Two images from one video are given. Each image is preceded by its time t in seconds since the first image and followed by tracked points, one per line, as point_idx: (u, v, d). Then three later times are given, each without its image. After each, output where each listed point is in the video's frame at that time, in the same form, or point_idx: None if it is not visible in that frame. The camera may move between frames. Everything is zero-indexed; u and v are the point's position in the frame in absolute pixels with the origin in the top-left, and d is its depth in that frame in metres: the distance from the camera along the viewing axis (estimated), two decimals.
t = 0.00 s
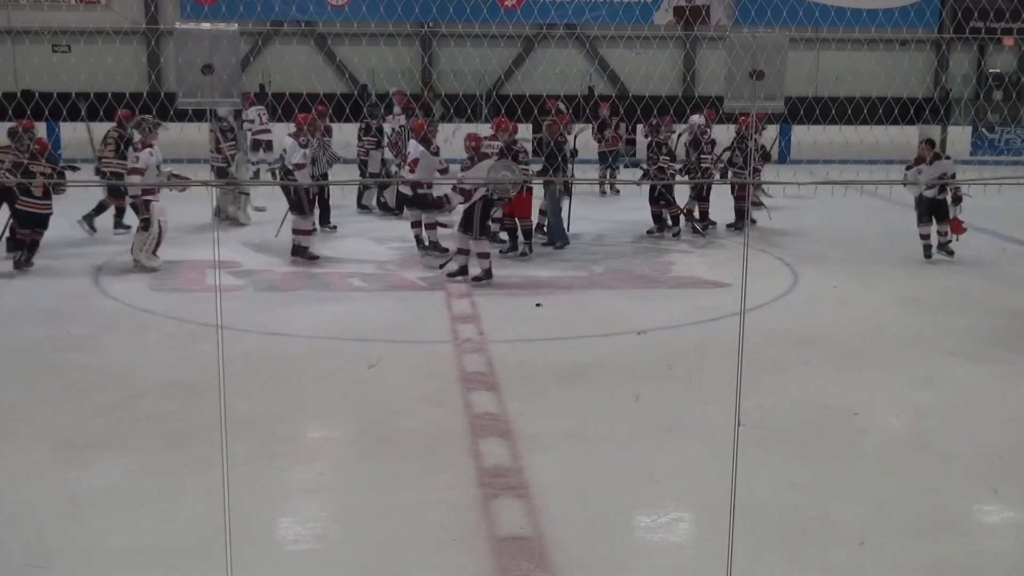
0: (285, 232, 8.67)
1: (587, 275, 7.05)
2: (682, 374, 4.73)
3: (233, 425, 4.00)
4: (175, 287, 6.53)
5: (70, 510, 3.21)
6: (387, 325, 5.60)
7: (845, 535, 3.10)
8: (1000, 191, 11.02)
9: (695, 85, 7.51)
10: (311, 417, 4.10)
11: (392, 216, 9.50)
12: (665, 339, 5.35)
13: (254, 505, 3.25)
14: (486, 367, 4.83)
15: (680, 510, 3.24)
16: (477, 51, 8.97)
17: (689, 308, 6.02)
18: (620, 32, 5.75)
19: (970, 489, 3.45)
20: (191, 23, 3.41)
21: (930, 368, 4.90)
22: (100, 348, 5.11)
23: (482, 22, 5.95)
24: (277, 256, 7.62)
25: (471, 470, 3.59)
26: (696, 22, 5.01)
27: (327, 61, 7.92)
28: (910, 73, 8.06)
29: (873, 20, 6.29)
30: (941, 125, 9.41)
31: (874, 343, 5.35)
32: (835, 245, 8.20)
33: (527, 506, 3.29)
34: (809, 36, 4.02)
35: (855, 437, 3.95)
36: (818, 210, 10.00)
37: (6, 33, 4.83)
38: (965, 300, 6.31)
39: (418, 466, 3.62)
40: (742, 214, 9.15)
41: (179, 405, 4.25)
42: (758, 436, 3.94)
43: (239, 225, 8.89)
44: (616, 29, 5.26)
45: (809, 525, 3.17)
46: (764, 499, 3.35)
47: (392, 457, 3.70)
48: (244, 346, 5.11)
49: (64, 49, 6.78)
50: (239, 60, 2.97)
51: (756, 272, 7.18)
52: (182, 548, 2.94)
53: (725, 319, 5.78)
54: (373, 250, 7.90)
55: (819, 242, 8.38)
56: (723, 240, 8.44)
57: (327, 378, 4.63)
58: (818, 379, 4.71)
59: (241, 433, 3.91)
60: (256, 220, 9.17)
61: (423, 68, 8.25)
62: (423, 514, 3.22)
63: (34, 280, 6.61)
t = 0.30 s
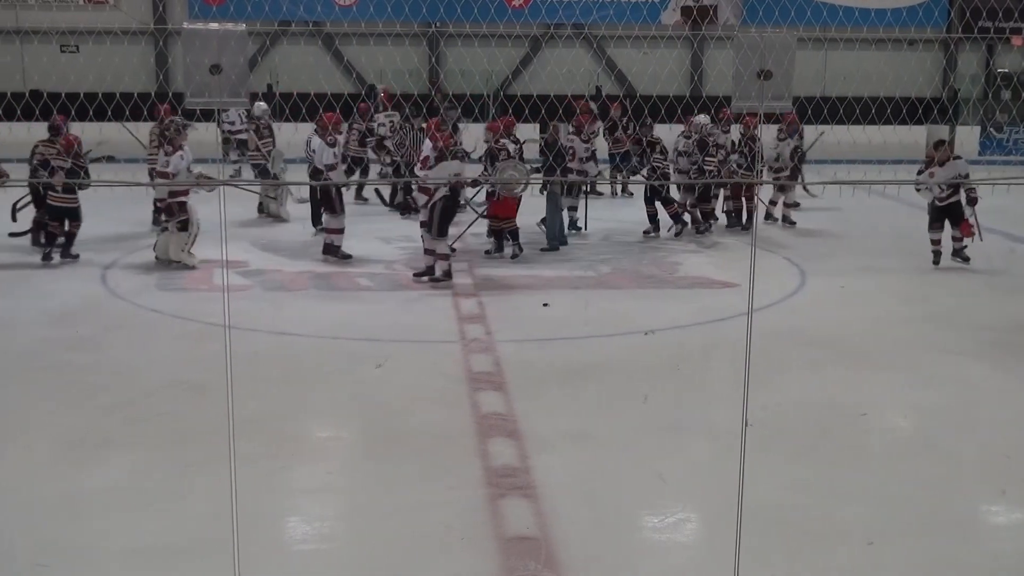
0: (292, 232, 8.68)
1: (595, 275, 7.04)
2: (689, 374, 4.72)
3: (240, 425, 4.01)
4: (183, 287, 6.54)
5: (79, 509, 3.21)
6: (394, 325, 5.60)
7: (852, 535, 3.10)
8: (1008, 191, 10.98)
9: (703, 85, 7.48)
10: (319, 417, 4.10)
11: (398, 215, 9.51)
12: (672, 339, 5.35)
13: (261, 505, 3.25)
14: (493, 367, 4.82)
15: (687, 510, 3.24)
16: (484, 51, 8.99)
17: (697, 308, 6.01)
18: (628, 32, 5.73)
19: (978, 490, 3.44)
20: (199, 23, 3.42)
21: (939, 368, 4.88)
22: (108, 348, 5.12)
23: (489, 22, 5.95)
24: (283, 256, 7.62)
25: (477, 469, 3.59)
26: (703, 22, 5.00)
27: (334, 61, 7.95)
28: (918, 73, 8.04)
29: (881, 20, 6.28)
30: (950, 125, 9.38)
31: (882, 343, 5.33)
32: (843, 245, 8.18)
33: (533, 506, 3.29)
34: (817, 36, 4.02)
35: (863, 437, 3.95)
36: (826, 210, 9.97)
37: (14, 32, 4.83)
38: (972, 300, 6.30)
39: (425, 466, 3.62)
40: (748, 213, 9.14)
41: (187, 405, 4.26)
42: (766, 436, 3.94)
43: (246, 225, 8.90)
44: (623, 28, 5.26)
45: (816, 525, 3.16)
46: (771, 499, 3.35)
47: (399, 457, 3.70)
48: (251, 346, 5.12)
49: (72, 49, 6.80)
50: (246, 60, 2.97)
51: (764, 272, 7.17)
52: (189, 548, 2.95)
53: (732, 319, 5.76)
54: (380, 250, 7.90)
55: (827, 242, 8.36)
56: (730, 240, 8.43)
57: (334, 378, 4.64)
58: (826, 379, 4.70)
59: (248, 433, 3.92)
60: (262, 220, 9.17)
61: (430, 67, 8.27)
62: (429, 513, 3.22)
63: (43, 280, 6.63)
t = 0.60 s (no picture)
0: (297, 232, 8.68)
1: (600, 275, 7.03)
2: (694, 374, 4.71)
3: (245, 425, 4.01)
4: (188, 287, 6.54)
5: (84, 508, 3.22)
6: (399, 324, 5.60)
7: (857, 535, 3.09)
8: (1015, 191, 10.94)
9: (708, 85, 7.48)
10: (324, 417, 4.11)
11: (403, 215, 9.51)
12: (677, 340, 5.34)
13: (266, 505, 3.25)
14: (498, 367, 4.82)
15: (692, 510, 3.24)
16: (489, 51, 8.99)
17: (702, 308, 6.00)
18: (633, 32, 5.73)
19: (983, 490, 3.43)
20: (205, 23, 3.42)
21: (945, 368, 4.87)
22: (114, 347, 5.13)
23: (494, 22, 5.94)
24: (288, 256, 7.63)
25: (482, 469, 3.59)
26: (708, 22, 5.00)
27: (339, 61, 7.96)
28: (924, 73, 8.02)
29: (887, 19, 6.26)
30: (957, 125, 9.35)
31: (887, 343, 5.32)
32: (849, 246, 8.16)
33: (538, 506, 3.28)
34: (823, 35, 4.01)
35: (869, 438, 3.94)
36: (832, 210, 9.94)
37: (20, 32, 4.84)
38: (978, 300, 6.28)
39: (430, 466, 3.62)
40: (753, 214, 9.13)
41: (192, 405, 4.26)
42: (771, 436, 3.93)
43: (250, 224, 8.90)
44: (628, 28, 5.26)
45: (821, 525, 3.16)
46: (776, 499, 3.34)
47: (404, 457, 3.70)
48: (256, 346, 5.12)
49: (78, 49, 6.81)
50: (251, 60, 2.98)
51: (769, 272, 7.15)
52: (192, 548, 2.95)
53: (737, 320, 5.75)
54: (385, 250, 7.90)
55: (832, 242, 8.34)
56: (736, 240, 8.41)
57: (339, 377, 4.64)
58: (831, 379, 4.69)
59: (253, 433, 3.92)
60: (267, 220, 9.17)
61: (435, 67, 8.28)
62: (433, 513, 3.22)
63: (48, 279, 6.64)
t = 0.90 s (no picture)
0: (301, 232, 8.68)
1: (603, 274, 7.02)
2: (698, 374, 4.70)
3: (248, 425, 4.01)
4: (191, 287, 6.54)
5: (87, 508, 3.22)
6: (403, 324, 5.59)
7: (861, 534, 3.09)
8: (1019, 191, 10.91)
9: (712, 84, 7.47)
10: (327, 416, 4.10)
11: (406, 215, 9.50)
12: (680, 339, 5.33)
13: (269, 504, 3.26)
14: (501, 367, 4.82)
15: (695, 510, 3.24)
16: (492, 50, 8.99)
17: (705, 308, 5.99)
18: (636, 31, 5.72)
19: (986, 490, 3.43)
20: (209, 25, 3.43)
21: (950, 368, 4.85)
22: (117, 347, 5.13)
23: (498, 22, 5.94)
24: (292, 255, 7.62)
25: (485, 469, 3.59)
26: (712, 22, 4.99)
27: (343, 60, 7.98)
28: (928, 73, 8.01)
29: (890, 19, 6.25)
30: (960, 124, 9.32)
31: (891, 344, 5.30)
32: (853, 245, 8.14)
33: (541, 506, 3.28)
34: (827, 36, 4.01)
35: (872, 437, 3.93)
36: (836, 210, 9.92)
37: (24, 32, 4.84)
38: (983, 300, 6.26)
39: (432, 466, 3.62)
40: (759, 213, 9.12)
41: (196, 404, 4.27)
42: (773, 436, 3.93)
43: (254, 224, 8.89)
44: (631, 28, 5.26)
45: (821, 525, 3.16)
46: (779, 499, 3.34)
47: (406, 456, 3.70)
48: (259, 346, 5.12)
49: (81, 49, 6.80)
50: (255, 60, 2.98)
51: (773, 272, 7.14)
52: (194, 547, 2.96)
53: (740, 319, 5.75)
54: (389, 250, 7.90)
55: (836, 242, 8.32)
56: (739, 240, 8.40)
57: (343, 378, 4.64)
58: (835, 379, 4.68)
59: (256, 433, 3.92)
60: (271, 220, 9.17)
61: (439, 67, 8.29)
62: (436, 513, 3.22)
63: (51, 279, 6.64)
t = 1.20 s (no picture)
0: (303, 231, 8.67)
1: (605, 274, 7.01)
2: (701, 374, 4.70)
3: (250, 424, 4.01)
4: (194, 287, 6.53)
5: (89, 508, 3.22)
6: (405, 324, 5.59)
7: (863, 535, 3.09)
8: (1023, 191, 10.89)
9: (714, 84, 7.46)
10: (329, 416, 4.10)
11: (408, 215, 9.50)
12: (683, 340, 5.32)
13: (271, 504, 3.26)
14: (504, 366, 4.81)
15: (697, 510, 3.23)
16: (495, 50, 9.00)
17: (708, 308, 5.98)
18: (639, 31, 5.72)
19: (989, 490, 3.42)
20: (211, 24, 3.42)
21: (952, 369, 4.84)
22: (119, 347, 5.13)
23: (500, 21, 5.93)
24: (295, 255, 7.62)
25: (487, 469, 3.59)
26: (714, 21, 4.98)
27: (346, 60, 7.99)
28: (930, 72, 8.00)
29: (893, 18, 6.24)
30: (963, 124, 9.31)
31: (894, 344, 5.30)
32: (856, 245, 8.13)
33: (543, 506, 3.28)
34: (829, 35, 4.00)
35: (875, 438, 3.93)
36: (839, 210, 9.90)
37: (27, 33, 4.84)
38: (985, 300, 6.26)
39: (435, 466, 3.62)
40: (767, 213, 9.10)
41: (198, 404, 4.27)
42: (775, 436, 3.92)
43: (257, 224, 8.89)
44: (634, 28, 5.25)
45: (822, 525, 3.15)
46: (782, 499, 3.34)
47: (408, 456, 3.70)
48: (262, 346, 5.12)
49: (83, 48, 6.80)
50: (257, 59, 2.98)
51: (775, 272, 7.13)
52: (197, 546, 2.96)
53: (743, 319, 5.74)
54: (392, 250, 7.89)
55: (839, 241, 8.31)
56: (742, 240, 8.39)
57: (345, 377, 4.63)
58: (838, 379, 4.67)
59: (259, 433, 3.92)
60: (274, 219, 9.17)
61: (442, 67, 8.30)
62: (438, 514, 3.22)
63: (54, 279, 6.64)
